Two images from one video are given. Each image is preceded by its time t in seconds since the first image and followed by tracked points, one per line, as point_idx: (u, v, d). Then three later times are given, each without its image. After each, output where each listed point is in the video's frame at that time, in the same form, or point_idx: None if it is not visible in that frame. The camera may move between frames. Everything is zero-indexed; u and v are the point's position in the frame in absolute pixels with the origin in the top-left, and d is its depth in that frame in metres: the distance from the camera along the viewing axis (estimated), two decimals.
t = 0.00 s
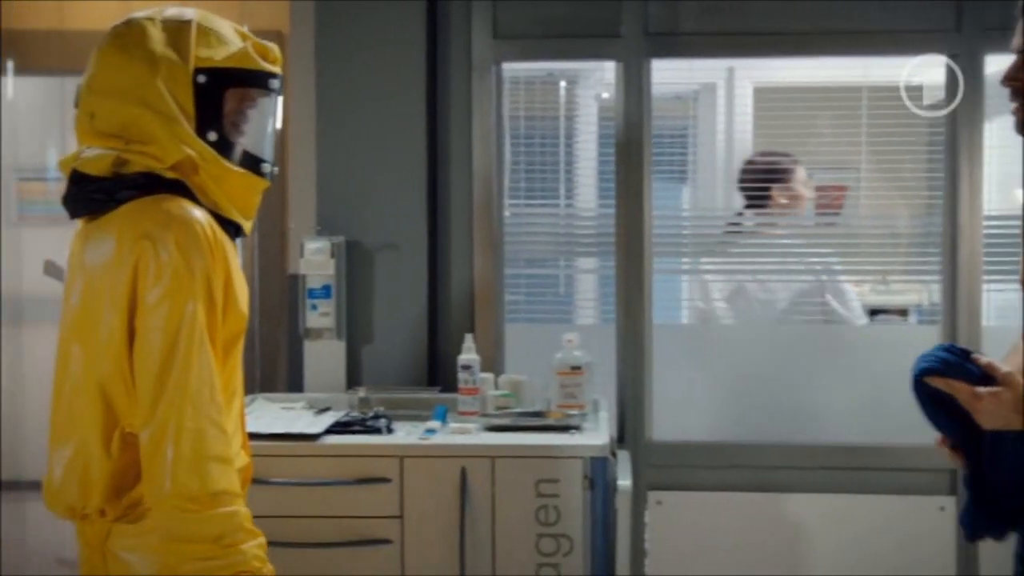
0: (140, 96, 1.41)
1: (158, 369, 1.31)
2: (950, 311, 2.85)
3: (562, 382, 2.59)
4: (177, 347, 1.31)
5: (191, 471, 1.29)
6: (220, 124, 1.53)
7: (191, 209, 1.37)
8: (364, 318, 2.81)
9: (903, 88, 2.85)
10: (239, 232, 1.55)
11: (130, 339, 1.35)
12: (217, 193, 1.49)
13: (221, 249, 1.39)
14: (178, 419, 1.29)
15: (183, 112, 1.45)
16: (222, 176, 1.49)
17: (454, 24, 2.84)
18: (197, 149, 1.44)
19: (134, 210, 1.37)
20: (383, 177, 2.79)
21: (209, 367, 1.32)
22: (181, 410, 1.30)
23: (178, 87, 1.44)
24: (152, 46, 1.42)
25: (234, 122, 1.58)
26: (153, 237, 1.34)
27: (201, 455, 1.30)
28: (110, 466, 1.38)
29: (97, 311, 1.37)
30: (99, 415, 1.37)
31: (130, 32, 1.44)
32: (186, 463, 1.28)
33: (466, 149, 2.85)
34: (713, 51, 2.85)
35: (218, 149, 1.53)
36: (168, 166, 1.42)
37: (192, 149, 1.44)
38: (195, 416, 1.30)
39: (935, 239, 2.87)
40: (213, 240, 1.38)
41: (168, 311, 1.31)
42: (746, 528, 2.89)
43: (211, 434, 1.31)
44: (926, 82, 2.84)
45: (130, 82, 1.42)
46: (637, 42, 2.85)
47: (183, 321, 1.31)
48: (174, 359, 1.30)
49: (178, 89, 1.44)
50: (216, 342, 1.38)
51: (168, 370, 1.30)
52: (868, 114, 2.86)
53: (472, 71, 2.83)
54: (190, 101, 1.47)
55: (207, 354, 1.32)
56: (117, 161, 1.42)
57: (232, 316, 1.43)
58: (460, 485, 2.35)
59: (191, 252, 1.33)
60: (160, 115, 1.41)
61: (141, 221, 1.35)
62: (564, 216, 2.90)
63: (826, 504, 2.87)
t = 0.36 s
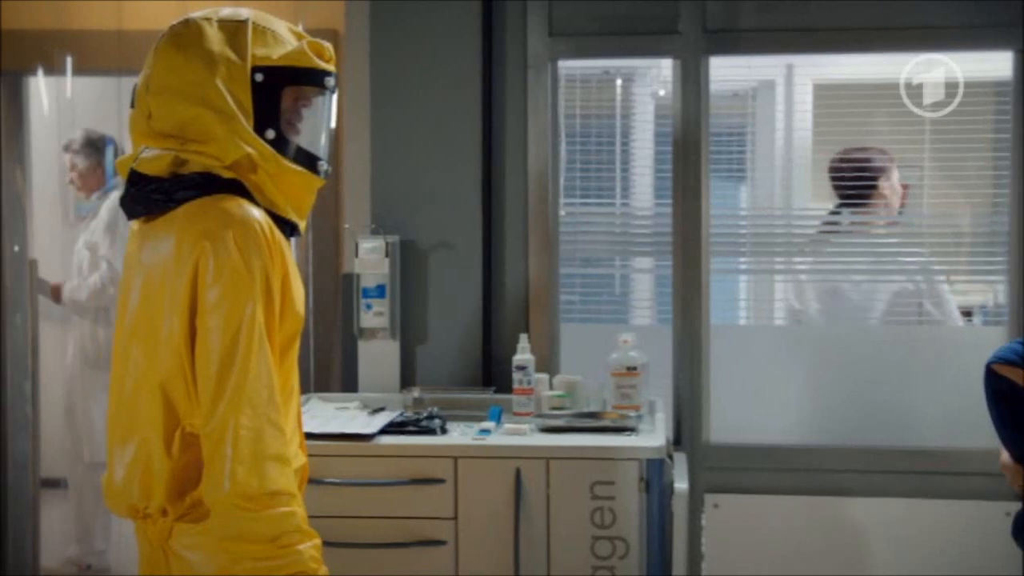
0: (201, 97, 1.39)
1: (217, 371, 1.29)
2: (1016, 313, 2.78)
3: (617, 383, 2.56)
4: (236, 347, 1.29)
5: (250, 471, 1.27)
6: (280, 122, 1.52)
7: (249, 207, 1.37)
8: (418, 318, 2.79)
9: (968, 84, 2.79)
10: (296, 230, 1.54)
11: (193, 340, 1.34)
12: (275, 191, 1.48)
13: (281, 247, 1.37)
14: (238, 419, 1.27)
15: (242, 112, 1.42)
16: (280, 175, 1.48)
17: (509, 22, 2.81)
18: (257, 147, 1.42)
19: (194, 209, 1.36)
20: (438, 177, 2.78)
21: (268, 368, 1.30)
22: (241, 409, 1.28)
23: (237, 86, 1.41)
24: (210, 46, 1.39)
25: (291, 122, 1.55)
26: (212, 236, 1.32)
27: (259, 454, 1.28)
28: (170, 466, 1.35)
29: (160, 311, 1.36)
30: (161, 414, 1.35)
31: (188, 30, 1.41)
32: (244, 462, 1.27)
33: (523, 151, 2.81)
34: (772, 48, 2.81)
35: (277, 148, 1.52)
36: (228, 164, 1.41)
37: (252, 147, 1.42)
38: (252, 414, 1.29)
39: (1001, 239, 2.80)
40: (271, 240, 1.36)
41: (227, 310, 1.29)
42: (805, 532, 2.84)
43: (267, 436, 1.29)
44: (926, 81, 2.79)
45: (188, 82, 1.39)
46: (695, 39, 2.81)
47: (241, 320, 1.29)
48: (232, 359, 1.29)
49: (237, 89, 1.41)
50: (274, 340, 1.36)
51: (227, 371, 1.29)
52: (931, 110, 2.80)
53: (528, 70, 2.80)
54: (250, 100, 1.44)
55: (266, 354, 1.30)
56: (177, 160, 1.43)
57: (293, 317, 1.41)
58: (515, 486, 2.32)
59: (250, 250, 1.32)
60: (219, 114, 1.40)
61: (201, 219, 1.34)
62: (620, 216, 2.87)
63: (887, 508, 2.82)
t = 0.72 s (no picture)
0: (239, 97, 1.38)
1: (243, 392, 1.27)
2: None
3: (652, 385, 2.53)
4: (258, 354, 1.27)
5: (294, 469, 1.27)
6: (317, 122, 1.46)
7: (278, 214, 1.34)
8: (451, 318, 2.79)
9: (1012, 81, 2.73)
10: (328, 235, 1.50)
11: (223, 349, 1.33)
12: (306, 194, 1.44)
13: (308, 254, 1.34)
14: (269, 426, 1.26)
15: (278, 110, 1.40)
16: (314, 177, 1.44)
17: (545, 24, 2.77)
18: (289, 146, 1.40)
19: (223, 215, 1.35)
20: (473, 177, 2.77)
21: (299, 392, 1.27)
22: (263, 433, 1.26)
23: (274, 86, 1.39)
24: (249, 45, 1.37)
25: (331, 120, 1.50)
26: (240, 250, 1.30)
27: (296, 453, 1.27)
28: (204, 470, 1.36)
29: (191, 316, 1.35)
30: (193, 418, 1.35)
31: (229, 30, 1.40)
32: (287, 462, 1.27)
33: (558, 150, 2.78)
34: (812, 47, 2.76)
35: (313, 147, 1.45)
36: (258, 162, 1.39)
37: (284, 146, 1.39)
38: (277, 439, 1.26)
39: None
40: (298, 249, 1.33)
41: (255, 328, 1.27)
42: (843, 537, 2.80)
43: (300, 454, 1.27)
44: (927, 81, 2.75)
45: (224, 80, 1.38)
46: (731, 38, 2.77)
47: (271, 342, 1.26)
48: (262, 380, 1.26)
49: (274, 88, 1.39)
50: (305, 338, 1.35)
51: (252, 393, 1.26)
52: (974, 108, 2.74)
53: (563, 70, 2.77)
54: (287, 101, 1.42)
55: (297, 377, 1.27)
56: (209, 162, 1.42)
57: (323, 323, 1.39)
58: (548, 488, 2.30)
59: (278, 267, 1.29)
60: (253, 112, 1.38)
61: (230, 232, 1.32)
62: (657, 216, 2.84)
63: (928, 513, 2.77)
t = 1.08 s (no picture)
0: (239, 98, 1.43)
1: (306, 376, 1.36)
2: None
3: (667, 388, 2.50)
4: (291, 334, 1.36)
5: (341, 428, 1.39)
6: (319, 116, 1.48)
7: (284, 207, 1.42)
8: (466, 319, 2.77)
9: None
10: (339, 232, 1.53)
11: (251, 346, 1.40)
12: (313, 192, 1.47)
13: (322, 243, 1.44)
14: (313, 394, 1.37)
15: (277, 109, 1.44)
16: (320, 173, 1.47)
17: (559, 21, 2.76)
18: (291, 144, 1.44)
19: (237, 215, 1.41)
20: (489, 179, 2.76)
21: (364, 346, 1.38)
22: (341, 407, 1.36)
23: (271, 84, 1.43)
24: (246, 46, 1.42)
25: (341, 113, 1.51)
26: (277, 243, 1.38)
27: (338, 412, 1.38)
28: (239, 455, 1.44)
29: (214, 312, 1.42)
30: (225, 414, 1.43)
31: (229, 31, 1.44)
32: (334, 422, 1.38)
33: (573, 150, 2.76)
34: (830, 46, 2.74)
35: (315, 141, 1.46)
36: (259, 161, 1.44)
37: (285, 143, 1.43)
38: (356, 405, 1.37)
39: None
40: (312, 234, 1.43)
41: (307, 311, 1.35)
42: (859, 541, 2.78)
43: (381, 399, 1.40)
44: (926, 80, 2.73)
45: (226, 82, 1.43)
46: (748, 37, 2.75)
47: (320, 325, 1.35)
48: (324, 361, 1.35)
49: (272, 86, 1.43)
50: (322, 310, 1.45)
51: (318, 376, 1.35)
52: (995, 107, 2.71)
53: (578, 70, 2.75)
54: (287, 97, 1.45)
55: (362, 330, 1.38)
56: (214, 161, 1.47)
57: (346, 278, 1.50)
58: (561, 492, 2.28)
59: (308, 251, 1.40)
60: (253, 112, 1.43)
61: (258, 223, 1.39)
62: (676, 216, 2.81)
63: (946, 517, 2.75)
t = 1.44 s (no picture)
0: (228, 103, 1.46)
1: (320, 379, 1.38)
2: None
3: (685, 391, 2.49)
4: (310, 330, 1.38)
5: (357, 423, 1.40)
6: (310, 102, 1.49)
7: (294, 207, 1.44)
8: (484, 322, 2.76)
9: None
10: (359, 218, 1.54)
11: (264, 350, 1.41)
12: (327, 184, 1.48)
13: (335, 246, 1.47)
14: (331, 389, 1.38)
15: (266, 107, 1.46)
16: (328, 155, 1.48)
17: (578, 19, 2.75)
18: (293, 136, 1.45)
19: (247, 219, 1.42)
20: (507, 180, 2.74)
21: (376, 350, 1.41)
22: (356, 412, 1.38)
23: (256, 84, 1.46)
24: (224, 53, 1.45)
25: (329, 97, 1.53)
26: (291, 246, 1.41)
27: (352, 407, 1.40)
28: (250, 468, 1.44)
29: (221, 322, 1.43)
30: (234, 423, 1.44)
31: (202, 45, 1.47)
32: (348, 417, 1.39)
33: (590, 153, 2.76)
34: (852, 46, 2.71)
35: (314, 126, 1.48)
36: (264, 159, 1.46)
37: (286, 136, 1.45)
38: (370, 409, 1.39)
39: None
40: (324, 236, 1.45)
41: (321, 310, 1.38)
42: (881, 547, 2.74)
43: (390, 404, 1.42)
44: (926, 81, 2.70)
45: (211, 90, 1.46)
46: (768, 36, 2.72)
47: (337, 329, 1.37)
48: (342, 365, 1.37)
49: (257, 85, 1.46)
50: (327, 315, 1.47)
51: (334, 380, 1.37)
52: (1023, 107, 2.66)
53: (596, 70, 2.74)
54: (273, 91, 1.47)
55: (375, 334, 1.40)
56: (220, 168, 1.49)
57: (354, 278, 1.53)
58: (576, 494, 2.26)
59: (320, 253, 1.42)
60: (244, 113, 1.45)
61: (271, 223, 1.42)
62: (700, 218, 2.78)
63: (969, 523, 2.71)
